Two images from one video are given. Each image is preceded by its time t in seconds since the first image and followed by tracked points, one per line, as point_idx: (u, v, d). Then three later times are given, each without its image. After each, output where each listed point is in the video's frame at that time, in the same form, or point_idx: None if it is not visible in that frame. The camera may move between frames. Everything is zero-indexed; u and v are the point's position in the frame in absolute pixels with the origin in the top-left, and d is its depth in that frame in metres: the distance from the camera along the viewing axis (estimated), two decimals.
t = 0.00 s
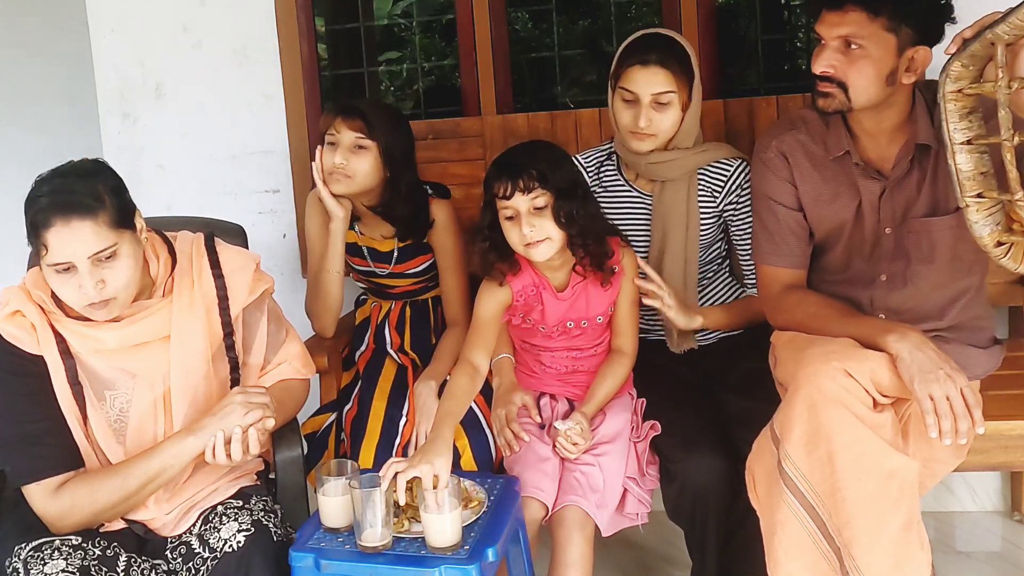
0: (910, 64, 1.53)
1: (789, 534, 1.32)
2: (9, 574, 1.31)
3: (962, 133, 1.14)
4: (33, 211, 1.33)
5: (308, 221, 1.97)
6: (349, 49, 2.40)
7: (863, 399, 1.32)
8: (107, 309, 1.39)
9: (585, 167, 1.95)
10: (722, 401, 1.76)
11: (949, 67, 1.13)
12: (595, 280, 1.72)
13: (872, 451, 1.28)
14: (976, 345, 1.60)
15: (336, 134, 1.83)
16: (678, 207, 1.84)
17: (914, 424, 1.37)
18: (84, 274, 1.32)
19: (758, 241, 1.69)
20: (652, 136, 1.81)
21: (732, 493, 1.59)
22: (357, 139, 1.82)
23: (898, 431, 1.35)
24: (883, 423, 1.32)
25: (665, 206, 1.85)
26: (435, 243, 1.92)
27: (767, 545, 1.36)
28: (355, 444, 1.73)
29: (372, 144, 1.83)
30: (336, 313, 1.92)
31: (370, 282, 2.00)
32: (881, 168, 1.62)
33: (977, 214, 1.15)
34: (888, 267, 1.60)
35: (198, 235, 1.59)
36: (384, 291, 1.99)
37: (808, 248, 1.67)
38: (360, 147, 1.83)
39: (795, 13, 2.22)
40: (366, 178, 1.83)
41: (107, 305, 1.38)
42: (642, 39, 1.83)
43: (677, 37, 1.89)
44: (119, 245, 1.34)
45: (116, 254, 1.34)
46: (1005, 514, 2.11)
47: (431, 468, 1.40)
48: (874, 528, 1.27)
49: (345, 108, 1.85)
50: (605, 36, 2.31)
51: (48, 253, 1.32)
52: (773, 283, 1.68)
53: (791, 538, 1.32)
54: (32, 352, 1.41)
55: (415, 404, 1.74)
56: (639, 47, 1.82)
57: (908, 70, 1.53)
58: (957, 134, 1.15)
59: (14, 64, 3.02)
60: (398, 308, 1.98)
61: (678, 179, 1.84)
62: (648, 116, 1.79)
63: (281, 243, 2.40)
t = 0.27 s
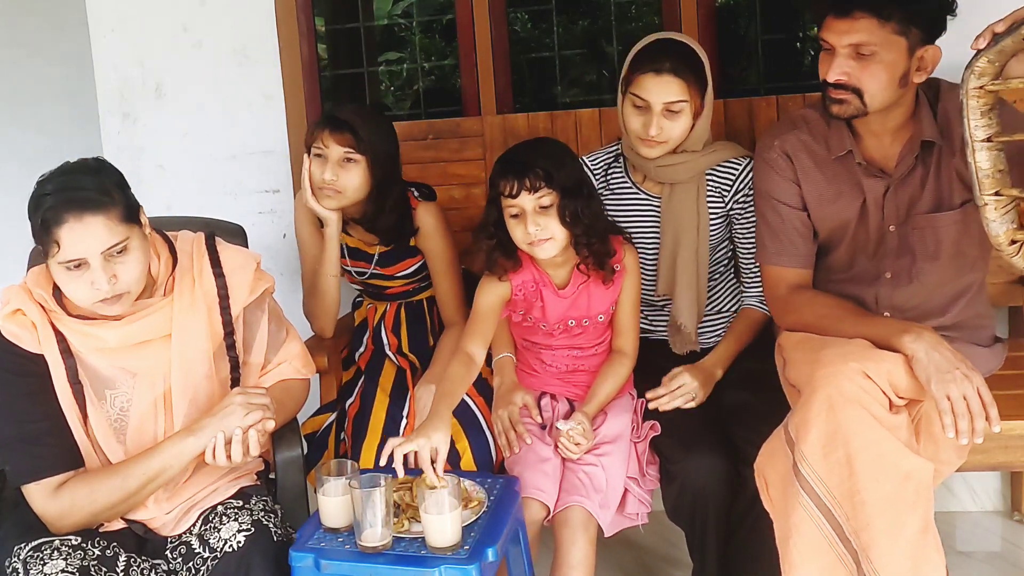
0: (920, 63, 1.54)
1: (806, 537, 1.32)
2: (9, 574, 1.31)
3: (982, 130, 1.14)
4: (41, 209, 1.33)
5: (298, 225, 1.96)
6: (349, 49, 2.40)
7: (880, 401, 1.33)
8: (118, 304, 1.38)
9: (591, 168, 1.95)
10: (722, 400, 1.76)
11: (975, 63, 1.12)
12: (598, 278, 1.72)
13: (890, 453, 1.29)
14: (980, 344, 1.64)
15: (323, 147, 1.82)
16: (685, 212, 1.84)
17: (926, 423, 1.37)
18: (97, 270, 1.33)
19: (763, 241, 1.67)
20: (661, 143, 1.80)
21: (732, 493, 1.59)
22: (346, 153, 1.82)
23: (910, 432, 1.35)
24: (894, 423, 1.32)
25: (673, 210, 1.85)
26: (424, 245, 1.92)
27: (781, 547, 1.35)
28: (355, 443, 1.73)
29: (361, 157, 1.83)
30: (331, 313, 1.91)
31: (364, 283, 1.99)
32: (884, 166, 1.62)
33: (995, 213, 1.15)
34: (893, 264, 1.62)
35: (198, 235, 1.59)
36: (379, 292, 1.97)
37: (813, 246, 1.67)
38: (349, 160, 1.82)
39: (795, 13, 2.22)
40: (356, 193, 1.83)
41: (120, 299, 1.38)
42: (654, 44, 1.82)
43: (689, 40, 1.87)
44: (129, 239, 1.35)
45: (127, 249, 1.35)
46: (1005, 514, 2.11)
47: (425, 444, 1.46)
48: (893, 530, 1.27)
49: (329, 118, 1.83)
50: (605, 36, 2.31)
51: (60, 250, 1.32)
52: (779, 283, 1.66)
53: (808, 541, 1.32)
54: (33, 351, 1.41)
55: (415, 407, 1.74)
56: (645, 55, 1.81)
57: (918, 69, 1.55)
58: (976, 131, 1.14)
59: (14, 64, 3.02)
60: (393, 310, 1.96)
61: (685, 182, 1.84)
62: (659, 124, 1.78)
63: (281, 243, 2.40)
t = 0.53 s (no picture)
0: (926, 62, 1.55)
1: (813, 539, 1.32)
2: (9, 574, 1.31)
3: (1018, 134, 1.19)
4: (48, 207, 1.32)
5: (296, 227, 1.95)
6: (349, 49, 2.40)
7: (887, 402, 1.33)
8: (125, 301, 1.38)
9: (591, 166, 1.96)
10: (722, 400, 1.76)
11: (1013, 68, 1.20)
12: (598, 270, 1.72)
13: (898, 454, 1.28)
14: (981, 343, 1.64)
15: (316, 151, 1.83)
16: (684, 213, 1.84)
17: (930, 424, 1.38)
18: (106, 266, 1.33)
19: (765, 237, 1.67)
20: (660, 149, 1.79)
21: (732, 493, 1.59)
22: (339, 156, 1.82)
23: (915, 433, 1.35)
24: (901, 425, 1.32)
25: (671, 210, 1.85)
26: (421, 245, 1.92)
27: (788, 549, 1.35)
28: (355, 443, 1.74)
29: (354, 160, 1.83)
30: (332, 313, 1.91)
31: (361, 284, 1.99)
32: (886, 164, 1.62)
33: None
34: (894, 263, 1.62)
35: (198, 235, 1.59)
36: (379, 292, 1.97)
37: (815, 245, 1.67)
38: (343, 164, 1.82)
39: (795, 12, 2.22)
40: (349, 196, 1.84)
41: (128, 297, 1.38)
42: (655, 48, 1.81)
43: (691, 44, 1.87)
44: (137, 236, 1.36)
45: (134, 246, 1.36)
46: (1005, 514, 2.12)
47: (412, 377, 1.59)
48: (902, 532, 1.27)
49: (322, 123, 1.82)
50: (605, 36, 2.31)
51: (70, 247, 1.32)
52: (782, 283, 1.66)
53: (816, 543, 1.31)
54: (34, 351, 1.41)
55: (415, 411, 1.73)
56: (645, 58, 1.81)
57: (924, 68, 1.55)
58: (1013, 135, 1.20)
59: (14, 63, 3.02)
60: (393, 311, 1.96)
61: (683, 183, 1.85)
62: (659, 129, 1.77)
63: (281, 243, 2.41)
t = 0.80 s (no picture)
0: (924, 62, 1.54)
1: (805, 538, 1.32)
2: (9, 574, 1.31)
3: None
4: (53, 207, 1.31)
5: (296, 225, 1.95)
6: (349, 49, 2.40)
7: (882, 402, 1.33)
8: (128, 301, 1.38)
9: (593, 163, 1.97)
10: (722, 400, 1.76)
11: None
12: (591, 261, 1.73)
13: (892, 455, 1.28)
14: (982, 344, 1.64)
15: (316, 151, 1.82)
16: (683, 209, 1.84)
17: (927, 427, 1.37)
18: (111, 265, 1.33)
19: (767, 237, 1.67)
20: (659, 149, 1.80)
21: (731, 493, 1.59)
22: (339, 155, 1.82)
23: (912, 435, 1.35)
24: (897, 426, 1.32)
25: (670, 207, 1.85)
26: (422, 245, 1.92)
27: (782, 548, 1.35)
28: (354, 443, 1.74)
29: (355, 158, 1.83)
30: (331, 313, 1.91)
31: (362, 283, 1.99)
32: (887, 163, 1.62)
33: None
34: (894, 263, 1.62)
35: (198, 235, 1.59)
36: (380, 291, 1.97)
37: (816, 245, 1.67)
38: (343, 163, 1.82)
39: (795, 12, 2.22)
40: (349, 195, 1.84)
41: (131, 296, 1.38)
42: (654, 48, 1.82)
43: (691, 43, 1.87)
44: (142, 236, 1.36)
45: (140, 246, 1.36)
46: (1005, 514, 2.11)
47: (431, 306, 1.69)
48: (895, 532, 1.27)
49: (321, 123, 1.83)
50: (605, 36, 2.31)
51: (75, 246, 1.32)
52: (783, 282, 1.66)
53: (808, 541, 1.32)
54: (34, 351, 1.41)
55: (415, 408, 1.75)
56: (644, 57, 1.81)
57: (921, 68, 1.54)
58: None
59: (14, 64, 3.02)
60: (393, 311, 1.96)
61: (683, 182, 1.84)
62: (658, 130, 1.77)
63: (281, 243, 2.41)
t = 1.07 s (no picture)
0: (913, 66, 1.54)
1: (795, 538, 1.32)
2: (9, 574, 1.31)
3: None
4: (55, 208, 1.31)
5: (297, 224, 1.95)
6: (349, 49, 2.41)
7: (874, 402, 1.33)
8: (128, 303, 1.38)
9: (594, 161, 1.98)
10: (722, 400, 1.76)
11: None
12: (586, 259, 1.74)
13: (884, 454, 1.28)
14: (980, 344, 1.64)
15: (319, 149, 1.83)
16: (684, 206, 1.84)
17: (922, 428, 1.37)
18: (112, 266, 1.33)
19: (763, 240, 1.67)
20: (659, 141, 1.81)
21: (731, 494, 1.59)
22: (342, 153, 1.82)
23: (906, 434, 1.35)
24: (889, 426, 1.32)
25: (671, 203, 1.85)
26: (423, 246, 1.92)
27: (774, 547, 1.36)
28: (354, 443, 1.74)
29: (357, 156, 1.83)
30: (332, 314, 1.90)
31: (364, 282, 1.99)
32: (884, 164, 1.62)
33: None
34: (891, 264, 1.62)
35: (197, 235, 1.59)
36: (381, 291, 1.97)
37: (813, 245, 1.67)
38: (345, 161, 1.83)
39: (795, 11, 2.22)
40: (352, 193, 1.84)
41: (132, 298, 1.38)
42: (653, 42, 1.83)
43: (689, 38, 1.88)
44: (143, 238, 1.36)
45: (141, 247, 1.36)
46: (1005, 514, 2.12)
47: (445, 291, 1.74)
48: (887, 531, 1.27)
49: (324, 120, 1.83)
50: (605, 36, 2.31)
51: (77, 247, 1.32)
52: (781, 282, 1.66)
53: (800, 540, 1.32)
54: (34, 352, 1.41)
55: (415, 408, 1.75)
56: (641, 54, 1.82)
57: (912, 73, 1.54)
58: None
59: (14, 64, 3.02)
60: (393, 311, 1.96)
61: (685, 178, 1.84)
62: (657, 122, 1.79)
63: (281, 243, 2.41)
